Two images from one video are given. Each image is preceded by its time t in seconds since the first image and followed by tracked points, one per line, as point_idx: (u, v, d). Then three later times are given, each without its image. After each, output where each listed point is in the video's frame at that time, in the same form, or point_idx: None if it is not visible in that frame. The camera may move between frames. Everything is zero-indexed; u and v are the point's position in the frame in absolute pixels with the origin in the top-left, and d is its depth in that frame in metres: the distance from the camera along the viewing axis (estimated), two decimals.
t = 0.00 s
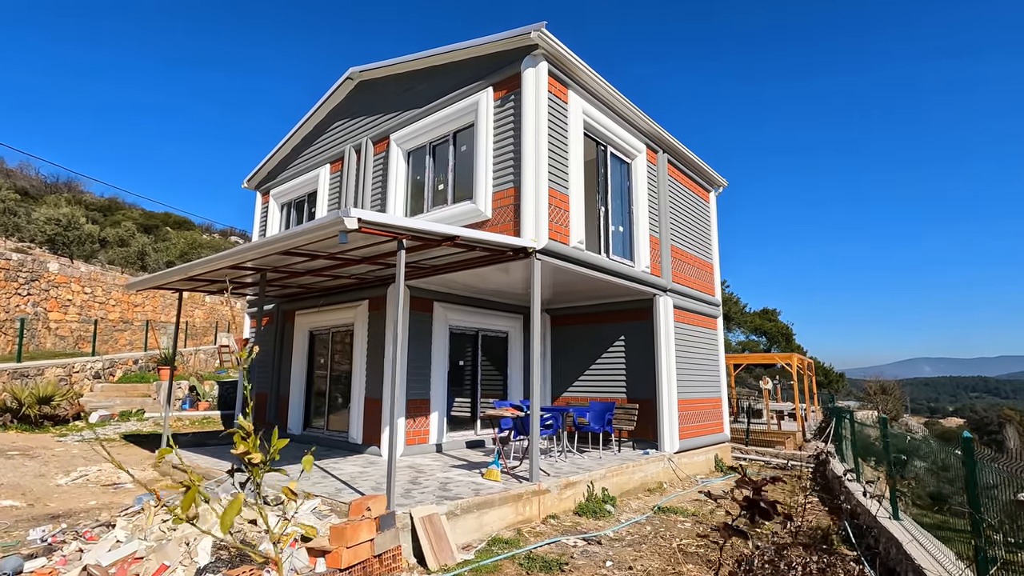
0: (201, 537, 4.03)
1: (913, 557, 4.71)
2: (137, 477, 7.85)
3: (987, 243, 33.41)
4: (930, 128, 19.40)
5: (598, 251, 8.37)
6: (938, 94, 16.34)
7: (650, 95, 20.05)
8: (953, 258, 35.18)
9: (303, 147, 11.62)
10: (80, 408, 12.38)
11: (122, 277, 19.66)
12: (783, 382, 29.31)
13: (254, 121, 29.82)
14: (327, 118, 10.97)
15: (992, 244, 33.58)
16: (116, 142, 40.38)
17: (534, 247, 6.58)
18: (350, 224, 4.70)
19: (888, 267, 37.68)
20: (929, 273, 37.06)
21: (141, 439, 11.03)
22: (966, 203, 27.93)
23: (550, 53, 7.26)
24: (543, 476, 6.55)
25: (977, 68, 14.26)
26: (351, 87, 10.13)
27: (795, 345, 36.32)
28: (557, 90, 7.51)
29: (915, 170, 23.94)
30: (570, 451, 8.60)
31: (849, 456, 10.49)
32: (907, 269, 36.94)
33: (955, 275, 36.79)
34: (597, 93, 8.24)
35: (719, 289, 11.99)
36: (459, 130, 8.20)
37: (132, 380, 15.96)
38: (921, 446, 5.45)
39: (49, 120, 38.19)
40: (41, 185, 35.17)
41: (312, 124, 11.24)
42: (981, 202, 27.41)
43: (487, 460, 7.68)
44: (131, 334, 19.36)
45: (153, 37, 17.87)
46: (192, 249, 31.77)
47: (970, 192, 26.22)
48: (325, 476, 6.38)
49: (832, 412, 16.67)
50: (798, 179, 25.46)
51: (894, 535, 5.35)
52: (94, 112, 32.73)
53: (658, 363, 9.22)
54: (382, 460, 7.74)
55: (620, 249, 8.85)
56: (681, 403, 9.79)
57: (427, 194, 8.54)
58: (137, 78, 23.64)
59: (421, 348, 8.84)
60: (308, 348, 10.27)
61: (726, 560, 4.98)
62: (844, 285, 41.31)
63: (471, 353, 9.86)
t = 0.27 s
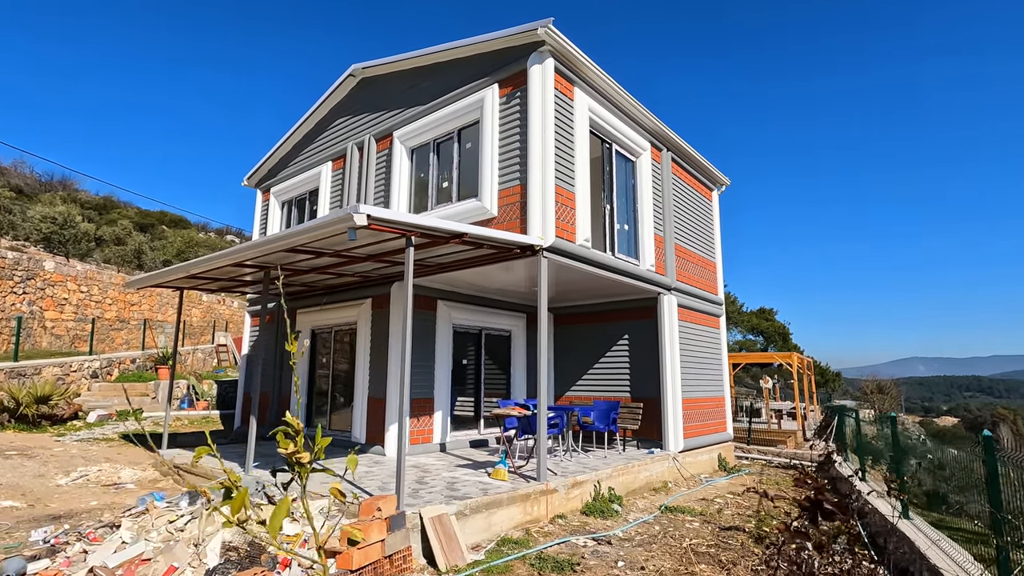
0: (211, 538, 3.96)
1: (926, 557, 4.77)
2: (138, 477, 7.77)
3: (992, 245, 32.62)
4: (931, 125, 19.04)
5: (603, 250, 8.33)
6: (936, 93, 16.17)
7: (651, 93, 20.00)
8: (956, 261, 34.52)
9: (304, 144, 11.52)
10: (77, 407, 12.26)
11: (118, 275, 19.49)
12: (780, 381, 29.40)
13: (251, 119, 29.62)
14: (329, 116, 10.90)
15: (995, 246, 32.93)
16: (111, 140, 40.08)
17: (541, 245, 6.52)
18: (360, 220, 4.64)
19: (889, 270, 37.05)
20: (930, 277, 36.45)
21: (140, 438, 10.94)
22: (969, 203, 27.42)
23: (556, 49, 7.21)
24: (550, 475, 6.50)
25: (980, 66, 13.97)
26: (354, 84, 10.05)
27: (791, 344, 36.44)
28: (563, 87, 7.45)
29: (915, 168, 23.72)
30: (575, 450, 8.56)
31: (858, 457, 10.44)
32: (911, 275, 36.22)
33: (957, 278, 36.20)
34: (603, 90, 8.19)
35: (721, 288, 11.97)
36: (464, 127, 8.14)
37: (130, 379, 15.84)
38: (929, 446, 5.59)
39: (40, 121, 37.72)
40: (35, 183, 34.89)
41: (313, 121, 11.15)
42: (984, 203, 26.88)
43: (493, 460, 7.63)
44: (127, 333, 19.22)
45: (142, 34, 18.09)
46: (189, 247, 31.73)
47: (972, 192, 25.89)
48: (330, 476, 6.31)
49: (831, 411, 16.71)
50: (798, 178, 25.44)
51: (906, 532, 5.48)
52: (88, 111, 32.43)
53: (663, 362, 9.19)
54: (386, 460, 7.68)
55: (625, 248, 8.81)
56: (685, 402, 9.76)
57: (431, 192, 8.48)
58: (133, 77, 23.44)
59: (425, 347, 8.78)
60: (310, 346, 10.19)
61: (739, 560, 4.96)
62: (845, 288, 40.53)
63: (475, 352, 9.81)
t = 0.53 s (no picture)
0: (219, 539, 3.83)
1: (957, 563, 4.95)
2: (137, 477, 7.65)
3: (988, 242, 31.44)
4: (932, 121, 18.31)
5: (609, 246, 8.25)
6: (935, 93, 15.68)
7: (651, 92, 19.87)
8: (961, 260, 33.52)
9: (304, 140, 11.39)
10: (73, 406, 12.10)
11: (113, 273, 19.23)
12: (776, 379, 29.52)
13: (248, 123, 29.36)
14: (329, 111, 10.77)
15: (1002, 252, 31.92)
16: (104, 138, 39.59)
17: (549, 241, 6.45)
18: (371, 214, 4.54)
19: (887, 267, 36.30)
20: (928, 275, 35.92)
21: (138, 438, 10.80)
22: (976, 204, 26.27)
23: (564, 43, 7.11)
24: (558, 474, 6.42)
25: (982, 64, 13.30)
26: (356, 79, 9.93)
27: (786, 343, 36.59)
28: (570, 81, 7.36)
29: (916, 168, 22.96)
30: (580, 449, 8.50)
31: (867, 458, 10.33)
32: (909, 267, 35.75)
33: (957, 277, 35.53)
34: (608, 85, 8.10)
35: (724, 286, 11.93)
36: (469, 122, 8.04)
37: (126, 378, 15.66)
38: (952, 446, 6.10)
39: (27, 124, 37.07)
40: (27, 180, 34.44)
41: (314, 116, 11.01)
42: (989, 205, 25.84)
43: (498, 458, 7.54)
44: (122, 332, 19.00)
45: (140, 38, 18.15)
46: (184, 245, 31.42)
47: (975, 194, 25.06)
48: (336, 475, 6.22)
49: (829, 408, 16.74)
50: (796, 176, 25.01)
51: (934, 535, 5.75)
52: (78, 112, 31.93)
53: (668, 360, 9.13)
54: (390, 459, 7.59)
55: (630, 244, 8.73)
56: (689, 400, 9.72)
57: (435, 188, 8.37)
58: (127, 80, 23.14)
59: (428, 344, 8.68)
60: (310, 345, 10.07)
61: (756, 557, 4.94)
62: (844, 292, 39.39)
63: (478, 350, 9.72)
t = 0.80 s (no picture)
0: (227, 546, 3.69)
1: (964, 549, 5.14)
2: (134, 480, 7.48)
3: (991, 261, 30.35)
4: (930, 127, 17.50)
5: (615, 245, 8.15)
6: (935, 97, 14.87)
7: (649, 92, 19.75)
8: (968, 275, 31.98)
9: (303, 137, 11.20)
10: (66, 407, 11.86)
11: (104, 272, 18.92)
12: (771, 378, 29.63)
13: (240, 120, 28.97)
14: (329, 107, 10.61)
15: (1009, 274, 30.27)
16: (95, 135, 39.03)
17: (557, 239, 6.34)
18: (381, 210, 4.41)
19: (891, 272, 33.91)
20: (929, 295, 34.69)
21: (133, 439, 10.60)
22: (978, 216, 25.20)
23: (571, 38, 7.01)
24: (567, 476, 6.32)
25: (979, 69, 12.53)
26: (357, 75, 9.78)
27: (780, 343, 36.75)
28: (577, 77, 7.26)
29: (916, 178, 22.03)
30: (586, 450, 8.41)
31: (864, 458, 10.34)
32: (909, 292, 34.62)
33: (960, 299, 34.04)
34: (615, 81, 8.01)
35: (727, 285, 11.87)
36: (473, 118, 7.92)
37: (119, 378, 15.42)
38: (967, 443, 6.33)
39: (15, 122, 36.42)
40: (16, 178, 33.90)
41: (314, 112, 10.85)
42: (992, 219, 24.79)
43: (504, 460, 7.43)
44: (114, 332, 18.70)
45: (133, 39, 18.07)
46: (176, 244, 31.05)
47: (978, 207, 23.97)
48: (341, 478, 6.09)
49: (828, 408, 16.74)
50: (793, 184, 24.42)
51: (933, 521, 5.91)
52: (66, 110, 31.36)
53: (672, 360, 9.06)
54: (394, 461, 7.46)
55: (636, 243, 8.65)
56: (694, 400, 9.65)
57: (439, 185, 8.25)
58: (118, 79, 22.78)
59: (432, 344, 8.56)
60: (310, 344, 9.91)
61: (772, 560, 4.86)
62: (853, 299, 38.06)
63: (480, 350, 9.60)
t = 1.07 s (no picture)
0: (234, 553, 3.58)
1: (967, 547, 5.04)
2: (130, 483, 7.34)
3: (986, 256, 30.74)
4: (934, 127, 17.56)
5: (618, 243, 8.10)
6: (936, 95, 14.96)
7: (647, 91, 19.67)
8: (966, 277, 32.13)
9: (301, 134, 11.05)
10: (57, 408, 11.65)
11: (95, 270, 18.62)
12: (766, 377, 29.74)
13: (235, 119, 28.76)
14: (327, 104, 10.47)
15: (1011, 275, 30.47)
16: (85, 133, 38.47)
17: (563, 237, 6.27)
18: (389, 208, 4.32)
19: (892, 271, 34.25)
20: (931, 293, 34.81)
21: (127, 441, 10.44)
22: (982, 212, 25.26)
23: (576, 33, 6.93)
24: (573, 477, 6.26)
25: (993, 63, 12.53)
26: (355, 71, 9.66)
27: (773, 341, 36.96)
28: (581, 74, 7.19)
29: (920, 175, 22.06)
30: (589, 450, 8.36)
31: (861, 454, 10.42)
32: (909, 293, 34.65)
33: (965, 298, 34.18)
34: (618, 79, 7.96)
35: (727, 284, 11.86)
36: (476, 115, 7.83)
37: (112, 379, 15.19)
38: (957, 441, 6.27)
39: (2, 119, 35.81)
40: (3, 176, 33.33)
41: (311, 109, 10.71)
42: (998, 214, 24.81)
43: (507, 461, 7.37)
44: (105, 332, 18.42)
45: (124, 38, 18.09)
46: (168, 243, 30.68)
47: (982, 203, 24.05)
48: (343, 480, 5.99)
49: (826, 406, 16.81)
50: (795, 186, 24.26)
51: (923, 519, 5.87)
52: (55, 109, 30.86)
53: (675, 358, 9.03)
54: (396, 462, 7.37)
55: (639, 242, 8.60)
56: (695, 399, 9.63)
57: (441, 183, 8.16)
58: (108, 78, 22.39)
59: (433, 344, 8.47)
60: (308, 345, 9.78)
61: (784, 562, 4.83)
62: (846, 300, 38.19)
63: (481, 350, 9.52)
